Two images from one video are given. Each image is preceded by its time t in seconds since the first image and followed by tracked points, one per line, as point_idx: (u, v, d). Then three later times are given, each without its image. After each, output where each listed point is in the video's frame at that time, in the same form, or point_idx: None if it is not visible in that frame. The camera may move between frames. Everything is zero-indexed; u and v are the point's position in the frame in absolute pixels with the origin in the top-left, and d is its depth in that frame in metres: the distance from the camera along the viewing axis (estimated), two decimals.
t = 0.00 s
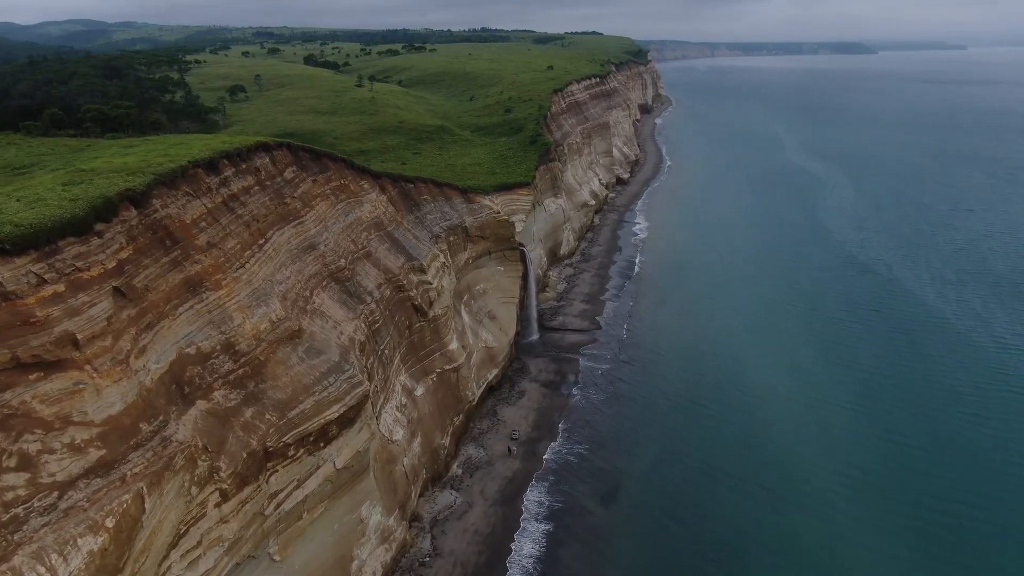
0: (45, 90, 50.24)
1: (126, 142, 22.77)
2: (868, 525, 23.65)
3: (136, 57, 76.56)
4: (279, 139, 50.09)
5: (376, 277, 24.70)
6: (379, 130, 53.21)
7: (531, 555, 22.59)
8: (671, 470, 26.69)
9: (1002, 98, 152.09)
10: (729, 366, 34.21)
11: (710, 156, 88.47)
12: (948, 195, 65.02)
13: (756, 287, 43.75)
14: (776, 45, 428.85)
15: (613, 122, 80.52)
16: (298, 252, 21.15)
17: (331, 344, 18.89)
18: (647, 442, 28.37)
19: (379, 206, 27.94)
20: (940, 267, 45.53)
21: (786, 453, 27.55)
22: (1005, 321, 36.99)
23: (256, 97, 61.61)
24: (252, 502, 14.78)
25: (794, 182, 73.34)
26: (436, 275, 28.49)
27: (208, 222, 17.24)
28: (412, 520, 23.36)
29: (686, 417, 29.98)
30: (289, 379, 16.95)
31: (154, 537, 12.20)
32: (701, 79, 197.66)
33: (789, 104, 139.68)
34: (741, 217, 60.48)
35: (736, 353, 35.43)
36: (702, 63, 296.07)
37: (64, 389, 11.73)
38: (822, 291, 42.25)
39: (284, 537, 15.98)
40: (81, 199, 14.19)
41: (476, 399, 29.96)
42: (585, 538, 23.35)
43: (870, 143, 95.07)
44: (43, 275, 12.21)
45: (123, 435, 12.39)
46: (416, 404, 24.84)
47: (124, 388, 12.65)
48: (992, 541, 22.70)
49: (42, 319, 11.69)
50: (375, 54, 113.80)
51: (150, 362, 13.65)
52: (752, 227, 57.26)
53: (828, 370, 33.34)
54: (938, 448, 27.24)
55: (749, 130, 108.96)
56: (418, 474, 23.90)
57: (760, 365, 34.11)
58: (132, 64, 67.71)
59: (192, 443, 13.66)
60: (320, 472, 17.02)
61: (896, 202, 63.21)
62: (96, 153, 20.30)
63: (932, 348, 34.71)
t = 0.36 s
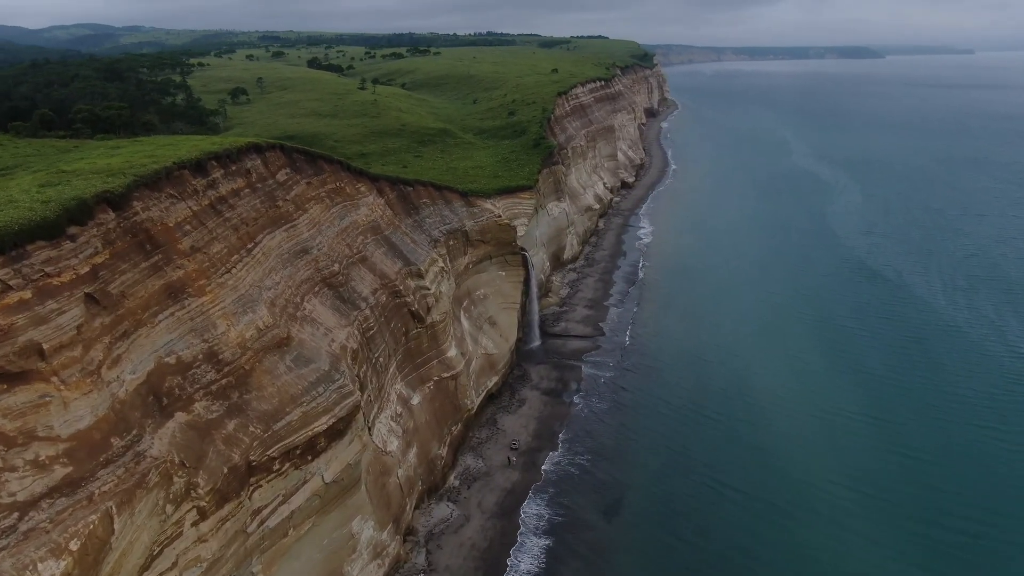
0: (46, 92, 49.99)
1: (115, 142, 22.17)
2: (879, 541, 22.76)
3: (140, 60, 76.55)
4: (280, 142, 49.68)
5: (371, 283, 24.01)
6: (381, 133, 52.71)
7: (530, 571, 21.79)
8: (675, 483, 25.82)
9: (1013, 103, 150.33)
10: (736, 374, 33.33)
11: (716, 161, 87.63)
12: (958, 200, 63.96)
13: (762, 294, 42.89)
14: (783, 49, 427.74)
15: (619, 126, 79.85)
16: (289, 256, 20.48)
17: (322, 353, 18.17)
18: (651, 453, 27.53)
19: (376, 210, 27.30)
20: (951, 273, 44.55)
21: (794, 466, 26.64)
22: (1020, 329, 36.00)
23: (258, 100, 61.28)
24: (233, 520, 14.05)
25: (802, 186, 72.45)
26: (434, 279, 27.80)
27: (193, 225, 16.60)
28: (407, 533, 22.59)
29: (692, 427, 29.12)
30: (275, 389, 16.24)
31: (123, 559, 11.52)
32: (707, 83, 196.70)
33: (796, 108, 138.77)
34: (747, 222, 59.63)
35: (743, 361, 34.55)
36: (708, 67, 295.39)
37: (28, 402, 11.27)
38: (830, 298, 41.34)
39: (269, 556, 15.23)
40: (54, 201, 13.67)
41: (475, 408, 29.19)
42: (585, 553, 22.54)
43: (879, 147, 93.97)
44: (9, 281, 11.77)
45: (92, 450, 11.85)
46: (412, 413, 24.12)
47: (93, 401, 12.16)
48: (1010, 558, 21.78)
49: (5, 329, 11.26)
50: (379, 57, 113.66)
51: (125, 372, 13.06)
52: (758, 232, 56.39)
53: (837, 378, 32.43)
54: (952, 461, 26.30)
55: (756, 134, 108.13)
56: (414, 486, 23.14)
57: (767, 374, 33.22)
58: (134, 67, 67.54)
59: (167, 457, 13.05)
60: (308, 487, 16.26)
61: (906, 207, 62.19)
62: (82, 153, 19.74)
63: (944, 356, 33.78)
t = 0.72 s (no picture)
0: (48, 94, 49.79)
1: (104, 142, 21.60)
2: (890, 558, 21.88)
3: (143, 62, 76.44)
4: (280, 144, 49.19)
5: (366, 288, 23.31)
6: (383, 136, 52.20)
7: None
8: (680, 497, 24.94)
9: None
10: (743, 384, 32.41)
11: (722, 165, 86.76)
12: (969, 205, 62.84)
13: (769, 300, 42.03)
14: (790, 54, 426.56)
15: (624, 129, 79.16)
16: (279, 261, 19.80)
17: (310, 361, 17.45)
18: (655, 465, 26.67)
19: (372, 213, 26.66)
20: (963, 280, 43.54)
21: (804, 480, 25.72)
22: None
23: (260, 102, 60.98)
24: (211, 538, 13.35)
25: (809, 191, 71.49)
26: (432, 284, 27.12)
27: (176, 228, 15.96)
28: (401, 547, 21.84)
29: (697, 439, 28.23)
30: (260, 400, 15.52)
31: None
32: (714, 88, 195.73)
33: (804, 113, 137.71)
34: (754, 227, 58.74)
35: (750, 370, 33.64)
36: (714, 72, 294.37)
37: None
38: (839, 305, 40.39)
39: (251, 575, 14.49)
40: (25, 202, 13.07)
41: (474, 417, 28.41)
42: (585, 569, 21.74)
43: (887, 152, 92.87)
44: None
45: (56, 467, 11.23)
46: (408, 423, 23.38)
47: (59, 414, 11.53)
48: None
49: None
50: (384, 60, 113.41)
51: (96, 384, 12.45)
52: (765, 237, 55.48)
53: (847, 389, 31.48)
54: (968, 475, 25.34)
55: (762, 139, 107.25)
56: (408, 498, 22.39)
57: (775, 384, 32.30)
58: (138, 70, 67.42)
59: (139, 474, 12.40)
60: (294, 502, 15.52)
61: (915, 213, 61.14)
62: (67, 153, 19.17)
63: (957, 365, 32.84)
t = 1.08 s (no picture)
0: (50, 95, 49.68)
1: (94, 142, 21.13)
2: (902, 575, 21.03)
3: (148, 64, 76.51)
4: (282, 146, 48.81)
5: (362, 292, 22.70)
6: (385, 138, 51.76)
7: None
8: (684, 510, 24.13)
9: None
10: (749, 392, 31.55)
11: (729, 169, 85.97)
12: (981, 210, 61.76)
13: (776, 305, 41.19)
14: (797, 57, 425.12)
15: (630, 132, 78.49)
16: (270, 265, 19.20)
17: (299, 369, 16.81)
18: (659, 476, 25.86)
19: (369, 216, 26.10)
20: (975, 286, 42.55)
21: (812, 493, 24.84)
22: None
23: (263, 105, 60.77)
24: (189, 556, 12.76)
25: (817, 195, 70.56)
26: (430, 289, 26.49)
27: (160, 230, 15.40)
28: (395, 560, 21.15)
29: (702, 450, 27.39)
30: (244, 410, 14.89)
31: None
32: (722, 91, 194.81)
33: (813, 117, 136.66)
34: (760, 232, 57.94)
35: (756, 378, 32.78)
36: (722, 75, 293.41)
37: None
38: (848, 311, 39.47)
39: None
40: None
41: (473, 425, 27.69)
42: None
43: (897, 156, 91.77)
44: None
45: (21, 483, 10.73)
46: (403, 431, 22.71)
47: (24, 428, 11.05)
48: None
49: None
50: (389, 63, 113.30)
51: (67, 394, 11.94)
52: (773, 242, 54.59)
53: (857, 397, 30.58)
54: (982, 488, 24.45)
55: (769, 142, 106.37)
56: (404, 510, 21.71)
57: (782, 392, 31.42)
58: (142, 72, 67.36)
59: (110, 489, 11.89)
60: (280, 516, 14.84)
61: (926, 217, 60.11)
62: (54, 153, 18.70)
63: (971, 373, 31.91)
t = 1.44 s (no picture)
0: (53, 96, 49.64)
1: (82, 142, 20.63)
2: None
3: (153, 66, 76.43)
4: (284, 148, 48.37)
5: (356, 298, 22.03)
6: (388, 140, 51.27)
7: None
8: (689, 524, 23.27)
9: None
10: (756, 401, 30.66)
11: (737, 173, 85.07)
12: (995, 216, 60.56)
13: (784, 312, 40.27)
14: (806, 62, 422.92)
15: (637, 135, 77.67)
16: (259, 269, 18.55)
17: (285, 379, 16.11)
18: (662, 489, 25.02)
19: (365, 219, 25.49)
20: (990, 294, 41.47)
21: (820, 507, 23.97)
22: None
23: (266, 107, 60.58)
24: None
25: (827, 200, 69.53)
26: (428, 294, 25.81)
27: (140, 233, 14.76)
28: None
29: (707, 461, 26.53)
30: (225, 421, 14.20)
31: None
32: (730, 96, 193.72)
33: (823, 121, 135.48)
34: (768, 237, 57.01)
35: (764, 387, 31.86)
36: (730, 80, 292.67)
37: None
38: (858, 319, 38.50)
39: None
40: None
41: (471, 434, 26.90)
42: None
43: (908, 161, 90.56)
44: None
45: None
46: (398, 441, 21.99)
47: None
48: None
49: None
50: (395, 66, 113.09)
51: (32, 405, 11.40)
52: (781, 248, 53.65)
53: (867, 408, 29.63)
54: (997, 504, 23.51)
55: (777, 147, 105.40)
56: (397, 523, 20.94)
57: (790, 402, 30.50)
58: (147, 74, 67.39)
59: (74, 507, 11.28)
60: (262, 533, 14.09)
61: (938, 223, 58.95)
62: (38, 152, 18.19)
63: (986, 383, 30.88)
